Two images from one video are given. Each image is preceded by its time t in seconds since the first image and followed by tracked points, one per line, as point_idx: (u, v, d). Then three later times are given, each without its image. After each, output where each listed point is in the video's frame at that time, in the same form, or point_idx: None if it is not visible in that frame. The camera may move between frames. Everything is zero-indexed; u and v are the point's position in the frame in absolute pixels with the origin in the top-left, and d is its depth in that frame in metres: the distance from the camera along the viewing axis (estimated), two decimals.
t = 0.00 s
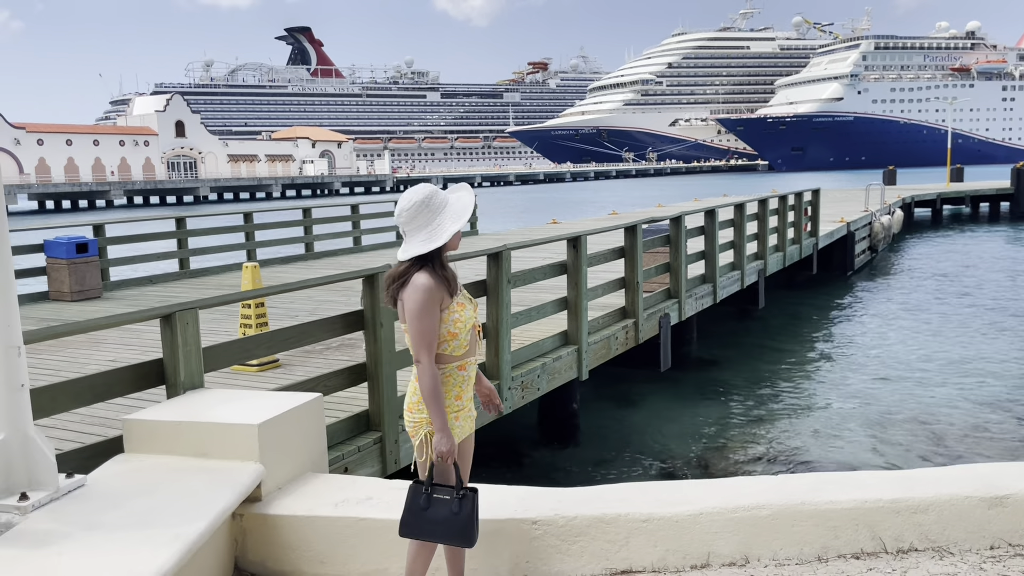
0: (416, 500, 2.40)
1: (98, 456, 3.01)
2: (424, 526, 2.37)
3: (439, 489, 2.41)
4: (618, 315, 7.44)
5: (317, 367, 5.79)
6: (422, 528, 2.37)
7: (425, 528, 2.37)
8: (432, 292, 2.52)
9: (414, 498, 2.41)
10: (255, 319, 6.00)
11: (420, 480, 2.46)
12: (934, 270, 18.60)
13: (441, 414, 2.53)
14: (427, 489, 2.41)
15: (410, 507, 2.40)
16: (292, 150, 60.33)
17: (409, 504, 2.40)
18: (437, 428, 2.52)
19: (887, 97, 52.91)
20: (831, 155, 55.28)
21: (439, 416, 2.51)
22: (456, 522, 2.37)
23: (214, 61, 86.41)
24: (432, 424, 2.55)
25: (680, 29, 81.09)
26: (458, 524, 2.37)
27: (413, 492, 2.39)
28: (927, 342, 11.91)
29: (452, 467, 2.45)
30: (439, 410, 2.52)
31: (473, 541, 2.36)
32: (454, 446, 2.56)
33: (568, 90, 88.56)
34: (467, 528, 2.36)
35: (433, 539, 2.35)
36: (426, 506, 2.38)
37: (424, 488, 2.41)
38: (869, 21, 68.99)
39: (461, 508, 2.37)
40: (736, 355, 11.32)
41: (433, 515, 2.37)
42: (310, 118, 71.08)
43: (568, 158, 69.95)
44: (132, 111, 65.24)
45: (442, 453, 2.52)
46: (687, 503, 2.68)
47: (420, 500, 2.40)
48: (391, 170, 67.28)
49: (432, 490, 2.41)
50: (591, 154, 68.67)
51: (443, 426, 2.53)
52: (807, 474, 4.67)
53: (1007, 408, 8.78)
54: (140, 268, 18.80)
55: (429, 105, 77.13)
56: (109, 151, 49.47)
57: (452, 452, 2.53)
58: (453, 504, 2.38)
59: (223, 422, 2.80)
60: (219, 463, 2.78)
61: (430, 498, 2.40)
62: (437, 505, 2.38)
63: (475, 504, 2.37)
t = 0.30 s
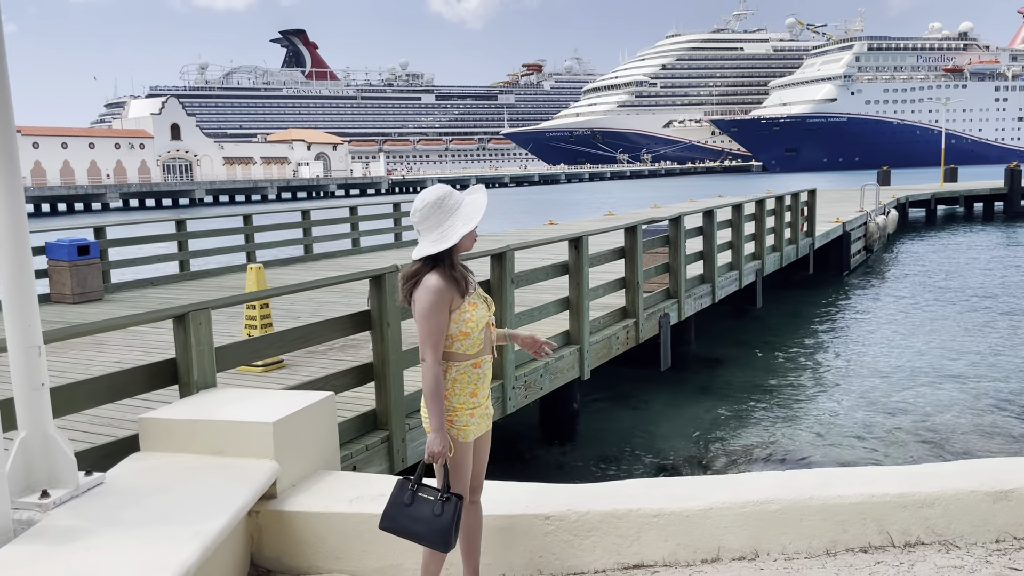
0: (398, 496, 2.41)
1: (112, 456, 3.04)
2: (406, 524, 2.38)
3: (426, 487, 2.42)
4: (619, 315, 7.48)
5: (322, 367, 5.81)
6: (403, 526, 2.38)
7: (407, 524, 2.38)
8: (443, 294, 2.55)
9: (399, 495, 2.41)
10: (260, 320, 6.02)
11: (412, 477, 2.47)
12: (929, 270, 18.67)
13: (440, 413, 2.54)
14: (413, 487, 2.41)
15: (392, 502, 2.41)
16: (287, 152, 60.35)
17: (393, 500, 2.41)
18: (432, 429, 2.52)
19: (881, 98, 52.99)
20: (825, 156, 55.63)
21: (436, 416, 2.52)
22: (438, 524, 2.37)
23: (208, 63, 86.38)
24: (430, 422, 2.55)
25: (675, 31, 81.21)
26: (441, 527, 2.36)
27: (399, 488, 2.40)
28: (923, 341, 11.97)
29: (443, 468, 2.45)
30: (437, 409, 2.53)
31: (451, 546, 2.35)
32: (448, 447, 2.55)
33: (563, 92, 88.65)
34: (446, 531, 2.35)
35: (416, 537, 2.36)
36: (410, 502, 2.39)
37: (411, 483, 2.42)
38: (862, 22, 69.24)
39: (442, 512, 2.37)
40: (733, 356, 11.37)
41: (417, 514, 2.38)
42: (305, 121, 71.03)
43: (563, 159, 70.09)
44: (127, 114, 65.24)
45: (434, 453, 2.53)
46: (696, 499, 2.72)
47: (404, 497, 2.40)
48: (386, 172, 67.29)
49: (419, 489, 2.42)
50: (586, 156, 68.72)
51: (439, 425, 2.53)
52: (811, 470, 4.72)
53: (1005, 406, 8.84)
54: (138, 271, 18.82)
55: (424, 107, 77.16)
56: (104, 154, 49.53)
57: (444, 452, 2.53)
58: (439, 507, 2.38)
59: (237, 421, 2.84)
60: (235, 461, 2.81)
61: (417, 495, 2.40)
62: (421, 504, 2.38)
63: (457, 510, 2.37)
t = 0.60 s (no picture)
0: (413, 494, 2.41)
1: (117, 455, 3.04)
2: (417, 521, 2.38)
3: (438, 486, 2.41)
4: (618, 313, 7.50)
5: (322, 366, 5.81)
6: (416, 522, 2.38)
7: (419, 521, 2.39)
8: (442, 292, 2.55)
9: (413, 494, 2.42)
10: (260, 320, 6.01)
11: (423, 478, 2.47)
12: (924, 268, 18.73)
13: (445, 411, 2.53)
14: (426, 485, 2.41)
15: (408, 500, 2.41)
16: (281, 151, 60.06)
17: (407, 498, 2.41)
18: (437, 427, 2.51)
19: (874, 97, 53.18)
20: (818, 155, 55.49)
21: (439, 413, 2.52)
22: (452, 520, 2.36)
23: (202, 63, 86.20)
24: (435, 420, 2.55)
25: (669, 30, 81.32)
26: (455, 522, 2.36)
27: (410, 487, 2.40)
28: (919, 338, 12.00)
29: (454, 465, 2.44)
30: (442, 406, 2.53)
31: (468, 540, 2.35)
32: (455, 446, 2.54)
33: (557, 91, 88.69)
34: (460, 525, 2.35)
35: (429, 534, 2.36)
36: (422, 501, 2.39)
37: (423, 483, 2.42)
38: (855, 21, 69.46)
39: (456, 507, 2.36)
40: (731, 353, 11.41)
41: (428, 511, 2.38)
42: (299, 120, 70.94)
43: (557, 159, 70.00)
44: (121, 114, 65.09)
45: (442, 450, 2.52)
46: (703, 497, 2.72)
47: (419, 495, 2.41)
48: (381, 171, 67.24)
49: (432, 485, 2.42)
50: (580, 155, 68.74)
51: (445, 421, 2.53)
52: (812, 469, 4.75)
53: (1002, 403, 8.87)
54: (132, 271, 18.77)
55: (419, 107, 77.11)
56: (98, 154, 49.49)
57: (452, 449, 2.53)
58: (448, 502, 2.38)
59: (244, 419, 2.83)
60: (241, 459, 2.81)
61: (431, 492, 2.40)
62: (434, 501, 2.38)
63: (472, 503, 2.36)
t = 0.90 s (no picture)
0: (435, 493, 2.39)
1: (113, 455, 3.00)
2: (438, 519, 2.36)
3: (458, 484, 2.39)
4: (615, 310, 7.48)
5: (318, 365, 5.75)
6: (439, 521, 2.36)
7: (442, 520, 2.37)
8: (445, 289, 2.50)
9: (435, 492, 2.40)
10: (256, 318, 5.96)
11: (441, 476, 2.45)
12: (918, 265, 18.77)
13: (456, 410, 2.50)
14: (446, 482, 2.39)
15: (431, 499, 2.39)
16: (274, 149, 59.82)
17: (430, 496, 2.39)
18: (450, 425, 2.48)
19: (867, 95, 53.30)
20: (812, 152, 56.00)
21: (450, 409, 2.48)
22: (474, 516, 2.35)
23: (194, 60, 85.73)
24: (447, 420, 2.51)
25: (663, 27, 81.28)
26: (477, 518, 2.34)
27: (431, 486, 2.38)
28: (914, 334, 12.03)
29: (472, 463, 2.41)
30: (454, 404, 2.50)
31: (492, 537, 2.34)
32: (471, 444, 2.51)
33: (551, 89, 88.57)
34: (482, 522, 2.34)
35: (452, 532, 2.34)
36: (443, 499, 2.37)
37: (441, 483, 2.39)
38: (848, 19, 69.54)
39: (477, 503, 2.35)
40: (727, 349, 11.45)
41: (449, 509, 2.36)
42: (292, 117, 70.55)
43: (550, 156, 69.90)
44: (113, 111, 64.68)
45: (457, 450, 2.49)
46: (708, 495, 2.70)
47: (441, 493, 2.39)
48: (375, 169, 66.94)
49: (451, 485, 2.39)
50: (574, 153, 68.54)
51: (458, 421, 2.49)
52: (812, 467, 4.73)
53: (997, 399, 8.90)
54: (124, 269, 18.64)
55: (412, 104, 76.81)
56: (90, 152, 49.18)
57: (467, 448, 2.50)
58: (467, 500, 2.35)
59: (246, 417, 2.79)
60: (239, 459, 2.77)
61: (451, 490, 2.38)
62: (455, 499, 2.36)
63: (492, 500, 2.34)
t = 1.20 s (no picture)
0: (446, 502, 2.29)
1: (109, 457, 2.92)
2: (449, 528, 2.27)
3: (470, 491, 2.31)
4: (614, 307, 7.42)
5: (315, 364, 5.68)
6: (449, 530, 2.27)
7: (451, 530, 2.28)
8: (469, 293, 2.38)
9: (445, 502, 2.30)
10: (253, 318, 5.88)
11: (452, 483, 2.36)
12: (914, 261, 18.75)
13: (472, 416, 2.40)
14: (458, 490, 2.30)
15: (441, 509, 2.30)
16: (267, 146, 59.68)
17: (440, 505, 2.30)
18: (466, 429, 2.39)
19: (860, 92, 53.48)
20: (805, 150, 55.84)
21: (467, 412, 2.38)
22: (487, 526, 2.27)
23: (186, 57, 85.38)
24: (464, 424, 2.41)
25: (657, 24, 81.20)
26: (489, 528, 2.27)
27: (442, 492, 2.29)
28: (911, 331, 11.98)
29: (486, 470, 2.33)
30: (472, 409, 2.40)
31: (505, 545, 2.26)
32: (485, 448, 2.42)
33: (544, 85, 88.44)
34: (496, 531, 2.26)
35: (465, 542, 2.25)
36: (455, 507, 2.28)
37: (453, 489, 2.31)
38: (841, 16, 69.59)
39: (491, 512, 2.27)
40: (723, 347, 11.39)
41: (460, 518, 2.27)
42: (285, 114, 70.25)
43: (544, 153, 69.77)
44: (105, 107, 64.36)
45: (473, 455, 2.40)
46: (718, 498, 2.64)
47: (452, 503, 2.29)
48: (368, 165, 66.66)
49: (463, 493, 2.31)
50: (568, 149, 68.40)
51: (474, 426, 2.40)
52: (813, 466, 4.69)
53: (996, 395, 8.85)
54: (117, 268, 18.54)
55: (406, 101, 76.56)
56: (82, 148, 48.98)
57: (482, 454, 2.42)
58: (479, 507, 2.28)
59: (245, 420, 2.73)
60: (239, 461, 2.71)
61: (464, 498, 2.29)
62: (468, 508, 2.27)
63: (508, 507, 2.27)
